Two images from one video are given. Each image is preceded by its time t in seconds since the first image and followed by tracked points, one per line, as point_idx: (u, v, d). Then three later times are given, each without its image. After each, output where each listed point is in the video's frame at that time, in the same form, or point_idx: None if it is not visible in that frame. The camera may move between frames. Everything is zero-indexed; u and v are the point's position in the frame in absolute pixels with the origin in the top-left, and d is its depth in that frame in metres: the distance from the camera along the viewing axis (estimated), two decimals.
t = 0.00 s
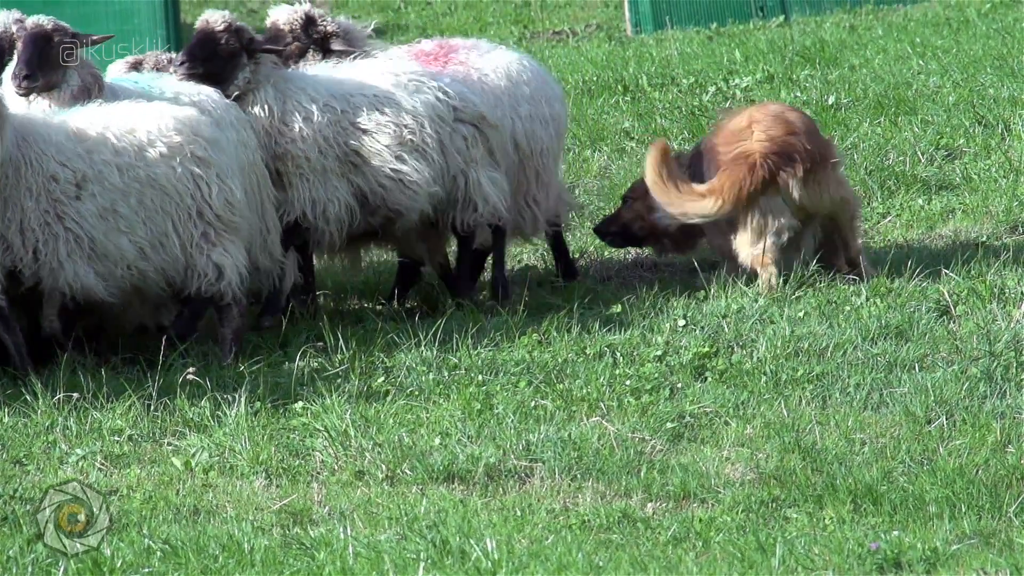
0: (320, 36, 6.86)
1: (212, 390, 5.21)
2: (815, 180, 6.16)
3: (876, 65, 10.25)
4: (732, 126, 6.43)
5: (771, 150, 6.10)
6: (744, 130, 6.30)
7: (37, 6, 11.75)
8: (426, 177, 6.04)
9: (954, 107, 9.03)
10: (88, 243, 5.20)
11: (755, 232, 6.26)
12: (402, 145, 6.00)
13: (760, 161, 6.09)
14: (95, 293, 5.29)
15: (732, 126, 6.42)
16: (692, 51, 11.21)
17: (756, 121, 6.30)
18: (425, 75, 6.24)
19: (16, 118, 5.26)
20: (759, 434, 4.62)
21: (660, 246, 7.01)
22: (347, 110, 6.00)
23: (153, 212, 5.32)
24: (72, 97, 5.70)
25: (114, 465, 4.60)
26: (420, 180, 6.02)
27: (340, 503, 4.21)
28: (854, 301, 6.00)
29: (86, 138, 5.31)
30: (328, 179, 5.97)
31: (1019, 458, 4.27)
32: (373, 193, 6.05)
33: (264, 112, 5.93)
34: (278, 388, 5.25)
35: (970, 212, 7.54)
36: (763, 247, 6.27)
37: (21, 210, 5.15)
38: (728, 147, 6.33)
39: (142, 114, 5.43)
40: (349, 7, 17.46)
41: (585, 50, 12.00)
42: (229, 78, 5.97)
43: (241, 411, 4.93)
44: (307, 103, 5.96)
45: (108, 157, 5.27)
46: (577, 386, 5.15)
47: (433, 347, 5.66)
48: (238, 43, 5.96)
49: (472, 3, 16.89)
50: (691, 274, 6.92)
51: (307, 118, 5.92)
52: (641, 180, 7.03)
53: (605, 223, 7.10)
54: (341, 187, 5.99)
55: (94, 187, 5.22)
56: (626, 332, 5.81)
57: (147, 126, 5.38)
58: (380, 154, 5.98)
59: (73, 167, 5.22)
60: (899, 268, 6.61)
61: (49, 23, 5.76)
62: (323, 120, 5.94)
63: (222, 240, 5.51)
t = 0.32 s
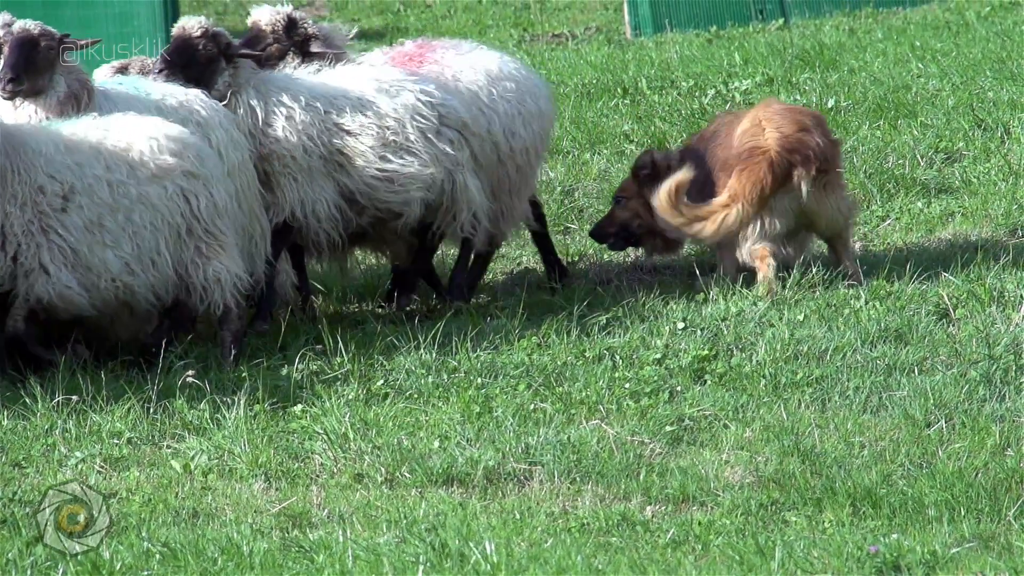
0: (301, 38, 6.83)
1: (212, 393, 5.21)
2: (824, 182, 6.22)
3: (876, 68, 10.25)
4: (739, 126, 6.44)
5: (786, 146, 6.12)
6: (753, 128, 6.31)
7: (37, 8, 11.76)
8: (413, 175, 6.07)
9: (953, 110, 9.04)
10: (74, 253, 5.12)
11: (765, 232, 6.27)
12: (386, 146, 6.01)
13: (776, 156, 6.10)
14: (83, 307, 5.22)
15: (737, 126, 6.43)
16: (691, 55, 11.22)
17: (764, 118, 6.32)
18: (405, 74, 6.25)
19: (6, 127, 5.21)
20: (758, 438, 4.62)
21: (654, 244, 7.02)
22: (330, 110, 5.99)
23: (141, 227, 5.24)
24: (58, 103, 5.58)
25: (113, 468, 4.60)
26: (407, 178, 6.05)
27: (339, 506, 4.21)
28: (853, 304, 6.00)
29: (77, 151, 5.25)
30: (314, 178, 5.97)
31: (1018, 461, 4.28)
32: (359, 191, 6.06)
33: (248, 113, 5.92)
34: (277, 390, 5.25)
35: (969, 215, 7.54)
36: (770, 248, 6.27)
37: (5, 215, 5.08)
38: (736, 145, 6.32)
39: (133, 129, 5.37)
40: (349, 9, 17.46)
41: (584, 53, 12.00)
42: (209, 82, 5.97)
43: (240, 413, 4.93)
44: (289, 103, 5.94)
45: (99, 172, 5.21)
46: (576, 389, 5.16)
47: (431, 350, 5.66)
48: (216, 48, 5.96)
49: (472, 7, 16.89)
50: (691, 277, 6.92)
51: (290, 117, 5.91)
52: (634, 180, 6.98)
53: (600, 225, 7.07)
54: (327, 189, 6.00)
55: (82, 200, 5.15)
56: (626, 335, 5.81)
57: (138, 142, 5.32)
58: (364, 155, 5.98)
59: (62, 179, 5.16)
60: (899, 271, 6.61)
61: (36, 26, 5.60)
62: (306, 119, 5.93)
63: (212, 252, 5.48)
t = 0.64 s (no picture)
0: (281, 42, 6.70)
1: (212, 397, 5.21)
2: (836, 186, 6.31)
3: (876, 72, 10.25)
4: (747, 128, 6.50)
5: (805, 144, 6.20)
6: (768, 129, 6.37)
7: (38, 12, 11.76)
8: (397, 185, 6.07)
9: (954, 114, 9.04)
10: (60, 270, 5.08)
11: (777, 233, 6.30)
12: (371, 155, 6.02)
13: (798, 153, 6.16)
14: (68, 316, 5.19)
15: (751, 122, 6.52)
16: (692, 58, 11.22)
17: (780, 116, 6.40)
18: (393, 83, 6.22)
19: None
20: (758, 441, 4.63)
21: (648, 235, 7.17)
22: (316, 115, 5.98)
23: (131, 242, 5.18)
24: (44, 113, 5.53)
25: (114, 471, 4.60)
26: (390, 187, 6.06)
27: (339, 510, 4.21)
28: (853, 307, 6.01)
29: (70, 167, 5.17)
30: (299, 181, 5.97)
31: (1018, 465, 4.28)
32: (343, 197, 6.06)
33: (232, 112, 5.93)
34: (277, 394, 5.25)
35: (970, 219, 7.55)
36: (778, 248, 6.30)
37: None
38: (753, 140, 6.40)
39: (123, 138, 5.31)
40: (350, 13, 17.46)
41: (585, 57, 12.00)
42: (194, 83, 5.98)
43: (240, 417, 4.94)
44: (274, 104, 5.95)
45: (92, 190, 5.14)
46: (576, 392, 5.16)
47: (432, 353, 5.67)
48: (199, 49, 5.96)
49: (472, 11, 16.90)
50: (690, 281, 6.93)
51: (274, 119, 5.91)
52: (625, 172, 7.15)
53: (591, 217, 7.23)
54: (310, 192, 5.99)
55: (69, 217, 5.10)
56: (626, 339, 5.82)
57: (131, 155, 5.25)
58: (349, 162, 5.98)
59: (51, 197, 5.09)
60: (899, 274, 6.61)
61: (23, 34, 5.57)
62: (290, 122, 5.92)
63: (207, 254, 5.43)
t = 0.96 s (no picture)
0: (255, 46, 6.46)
1: (212, 400, 5.21)
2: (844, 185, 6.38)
3: (876, 75, 10.25)
4: (755, 122, 6.55)
5: (819, 142, 6.27)
6: (781, 122, 6.41)
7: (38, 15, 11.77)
8: (381, 199, 6.05)
9: (955, 117, 9.04)
10: (47, 275, 5.01)
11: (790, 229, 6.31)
12: (355, 166, 6.02)
13: (814, 150, 6.22)
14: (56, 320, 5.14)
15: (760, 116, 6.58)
16: (692, 62, 11.22)
17: (792, 113, 6.46)
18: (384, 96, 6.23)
19: None
20: (759, 445, 4.63)
21: (642, 223, 7.33)
22: (303, 121, 5.99)
23: (120, 246, 5.15)
24: (32, 122, 5.48)
25: (114, 474, 4.60)
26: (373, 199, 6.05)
27: (339, 514, 4.21)
28: (854, 310, 6.01)
29: (57, 173, 5.12)
30: (282, 185, 5.97)
31: (1019, 469, 4.27)
32: (326, 206, 6.05)
33: (217, 112, 5.96)
34: (278, 397, 5.25)
35: (971, 223, 7.55)
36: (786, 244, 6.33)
37: None
38: (767, 129, 6.42)
39: (112, 144, 5.30)
40: (351, 16, 17.46)
41: (586, 60, 11.99)
42: (181, 82, 5.99)
43: (240, 420, 4.94)
44: (260, 105, 5.98)
45: (79, 197, 5.10)
46: (576, 396, 5.16)
47: (432, 356, 5.67)
48: (186, 49, 5.99)
49: (473, 14, 16.91)
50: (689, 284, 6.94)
51: (259, 120, 5.94)
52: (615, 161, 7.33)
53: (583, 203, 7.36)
54: (290, 195, 5.98)
55: (55, 225, 5.04)
56: (626, 342, 5.82)
57: (121, 160, 5.25)
58: (333, 170, 5.98)
59: (35, 204, 5.02)
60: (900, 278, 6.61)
61: (8, 41, 5.47)
62: (275, 124, 5.94)
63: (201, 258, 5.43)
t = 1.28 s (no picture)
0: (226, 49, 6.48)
1: (213, 403, 5.21)
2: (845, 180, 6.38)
3: (877, 79, 10.26)
4: (751, 114, 6.51)
5: (822, 135, 6.26)
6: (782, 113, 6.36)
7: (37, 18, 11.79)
8: (363, 212, 6.06)
9: (956, 121, 9.04)
10: (32, 274, 5.00)
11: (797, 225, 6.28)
12: (338, 179, 6.01)
13: (818, 143, 6.21)
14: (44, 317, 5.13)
15: (764, 106, 6.52)
16: (692, 66, 11.22)
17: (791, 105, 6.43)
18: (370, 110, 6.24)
19: None
20: (759, 448, 4.63)
21: (631, 212, 7.49)
22: (288, 127, 5.98)
23: (108, 247, 5.13)
24: (21, 127, 5.49)
25: (115, 478, 4.60)
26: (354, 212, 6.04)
27: (340, 517, 4.21)
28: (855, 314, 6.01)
29: (41, 172, 5.08)
30: (264, 190, 5.95)
31: (1019, 472, 4.28)
32: (306, 215, 6.04)
33: (204, 114, 5.96)
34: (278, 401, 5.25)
35: (972, 226, 7.55)
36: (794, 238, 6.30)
37: None
38: (774, 116, 6.35)
39: (101, 149, 5.29)
40: (352, 19, 17.47)
41: (586, 64, 11.99)
42: (170, 84, 5.99)
43: (241, 424, 4.94)
44: (245, 109, 5.97)
45: (63, 197, 5.07)
46: (576, 400, 5.16)
47: (431, 359, 5.67)
48: (176, 50, 5.98)
49: (473, 18, 16.91)
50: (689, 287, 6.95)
51: (244, 124, 5.93)
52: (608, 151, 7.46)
53: (572, 191, 7.51)
54: (272, 198, 5.95)
55: (39, 225, 5.01)
56: (626, 346, 5.82)
57: (111, 164, 5.24)
58: (316, 180, 5.98)
59: (18, 204, 4.97)
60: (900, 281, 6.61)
61: None
62: (260, 129, 5.93)
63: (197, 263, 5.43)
